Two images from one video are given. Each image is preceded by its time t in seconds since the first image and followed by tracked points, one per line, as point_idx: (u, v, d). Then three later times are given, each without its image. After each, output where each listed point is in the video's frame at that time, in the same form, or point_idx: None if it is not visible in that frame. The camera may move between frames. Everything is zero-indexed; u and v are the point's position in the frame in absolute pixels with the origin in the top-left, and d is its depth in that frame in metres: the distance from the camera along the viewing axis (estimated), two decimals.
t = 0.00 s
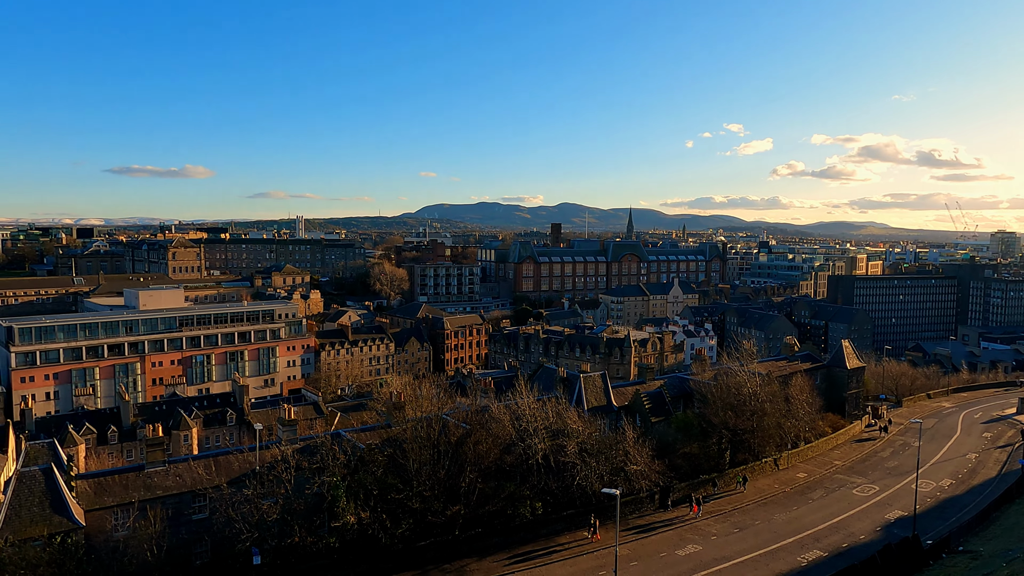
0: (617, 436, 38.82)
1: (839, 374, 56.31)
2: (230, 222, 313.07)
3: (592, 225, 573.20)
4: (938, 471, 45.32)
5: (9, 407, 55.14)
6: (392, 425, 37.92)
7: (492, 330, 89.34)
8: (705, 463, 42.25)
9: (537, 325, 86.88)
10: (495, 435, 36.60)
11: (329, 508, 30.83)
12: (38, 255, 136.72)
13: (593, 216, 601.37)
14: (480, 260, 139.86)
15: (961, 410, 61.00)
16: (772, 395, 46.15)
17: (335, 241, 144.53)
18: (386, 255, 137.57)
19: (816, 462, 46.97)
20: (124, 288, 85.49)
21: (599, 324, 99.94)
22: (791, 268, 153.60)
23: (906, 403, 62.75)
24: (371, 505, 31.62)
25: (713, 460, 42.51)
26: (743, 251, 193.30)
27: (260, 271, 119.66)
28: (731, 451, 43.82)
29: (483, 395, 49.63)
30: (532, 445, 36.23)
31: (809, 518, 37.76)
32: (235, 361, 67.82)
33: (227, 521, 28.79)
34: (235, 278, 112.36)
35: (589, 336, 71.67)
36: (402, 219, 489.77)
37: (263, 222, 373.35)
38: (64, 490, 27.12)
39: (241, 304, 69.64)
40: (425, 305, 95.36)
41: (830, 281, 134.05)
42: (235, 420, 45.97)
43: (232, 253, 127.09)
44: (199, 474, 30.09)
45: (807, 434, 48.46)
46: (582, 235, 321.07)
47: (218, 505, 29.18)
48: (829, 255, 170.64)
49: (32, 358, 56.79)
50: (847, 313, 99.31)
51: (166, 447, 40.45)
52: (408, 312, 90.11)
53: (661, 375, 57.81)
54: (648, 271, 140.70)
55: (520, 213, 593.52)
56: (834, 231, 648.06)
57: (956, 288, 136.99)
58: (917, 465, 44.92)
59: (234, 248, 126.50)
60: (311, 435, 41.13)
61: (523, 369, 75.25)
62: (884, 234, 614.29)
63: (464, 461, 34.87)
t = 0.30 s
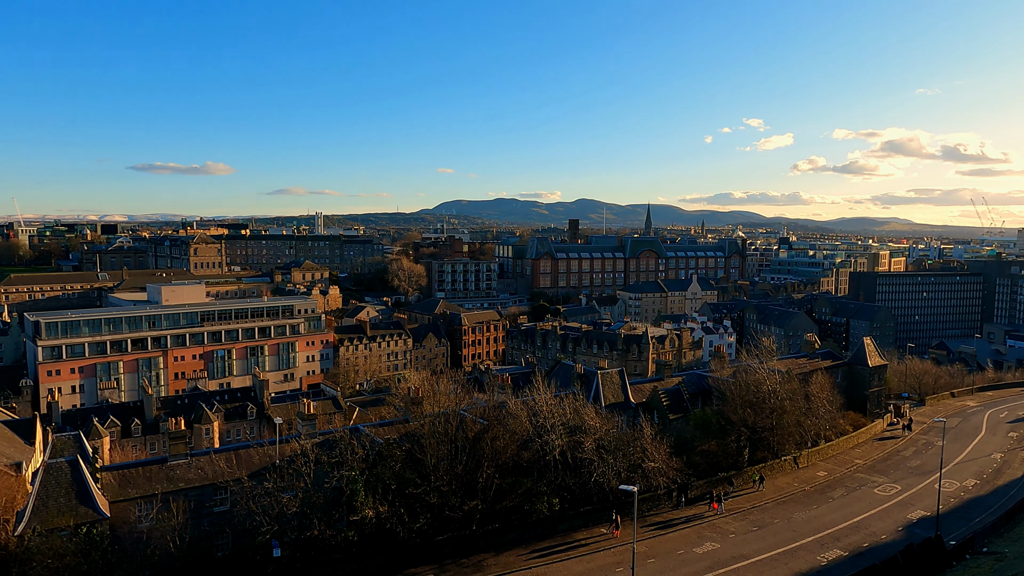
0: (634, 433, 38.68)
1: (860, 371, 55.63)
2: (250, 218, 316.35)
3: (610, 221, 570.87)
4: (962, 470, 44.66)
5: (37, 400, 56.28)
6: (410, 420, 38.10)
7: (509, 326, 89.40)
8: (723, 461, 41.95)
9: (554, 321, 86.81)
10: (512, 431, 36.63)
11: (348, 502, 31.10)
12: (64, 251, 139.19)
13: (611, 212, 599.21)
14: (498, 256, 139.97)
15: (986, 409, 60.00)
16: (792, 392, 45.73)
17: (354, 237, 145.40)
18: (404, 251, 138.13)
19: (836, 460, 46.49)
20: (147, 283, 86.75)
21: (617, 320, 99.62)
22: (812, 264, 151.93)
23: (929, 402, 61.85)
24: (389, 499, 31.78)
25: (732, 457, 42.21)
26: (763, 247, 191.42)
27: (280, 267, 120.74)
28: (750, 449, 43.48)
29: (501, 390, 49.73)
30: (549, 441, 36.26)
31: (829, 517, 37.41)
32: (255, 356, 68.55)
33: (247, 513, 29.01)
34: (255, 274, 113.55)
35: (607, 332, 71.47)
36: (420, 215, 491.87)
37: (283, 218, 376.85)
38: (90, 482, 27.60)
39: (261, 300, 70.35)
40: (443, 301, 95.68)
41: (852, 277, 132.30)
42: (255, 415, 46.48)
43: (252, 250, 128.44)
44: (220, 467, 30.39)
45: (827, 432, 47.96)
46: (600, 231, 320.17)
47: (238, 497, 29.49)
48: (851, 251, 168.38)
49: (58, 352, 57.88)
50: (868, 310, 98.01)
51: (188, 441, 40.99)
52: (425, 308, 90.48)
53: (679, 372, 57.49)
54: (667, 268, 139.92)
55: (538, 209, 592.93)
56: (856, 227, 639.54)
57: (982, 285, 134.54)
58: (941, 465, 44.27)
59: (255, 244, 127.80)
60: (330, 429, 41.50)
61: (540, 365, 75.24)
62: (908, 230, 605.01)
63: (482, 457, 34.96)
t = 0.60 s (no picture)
0: (652, 430, 38.50)
1: (882, 369, 54.92)
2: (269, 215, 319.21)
3: (628, 217, 568.06)
4: (986, 471, 43.93)
5: (62, 393, 57.32)
6: (428, 415, 38.25)
7: (526, 322, 89.38)
8: (741, 459, 41.65)
9: (571, 317, 86.62)
10: (530, 427, 36.67)
11: (365, 496, 31.31)
12: (89, 246, 141.59)
13: (628, 208, 596.41)
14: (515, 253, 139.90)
15: (1012, 409, 58.93)
16: (812, 390, 45.28)
17: (372, 233, 146.09)
18: (422, 247, 138.55)
19: (857, 459, 45.96)
20: (169, 279, 87.89)
21: (634, 316, 99.20)
22: (833, 261, 150.16)
23: (953, 401, 60.88)
24: (407, 494, 32.00)
25: (751, 455, 41.93)
26: (784, 243, 189.42)
27: (299, 263, 121.70)
28: (769, 447, 43.18)
29: (518, 386, 49.80)
30: (566, 437, 36.29)
31: (849, 516, 37.01)
32: (275, 351, 69.20)
33: (267, 506, 29.43)
34: (275, 270, 114.58)
35: (624, 329, 71.24)
36: (437, 212, 493.08)
37: (302, 214, 379.75)
38: (114, 474, 27.97)
39: (281, 295, 70.97)
40: (461, 297, 95.91)
41: (874, 274, 130.44)
42: (275, 409, 46.97)
43: (272, 246, 129.60)
44: (241, 460, 30.85)
45: (848, 431, 47.42)
46: (618, 227, 318.83)
47: (259, 491, 29.89)
48: (873, 248, 166.04)
49: (83, 347, 58.88)
50: (891, 307, 96.65)
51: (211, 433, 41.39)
52: (443, 304, 90.75)
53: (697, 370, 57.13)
54: (685, 264, 139.04)
55: (555, 205, 591.51)
56: (878, 223, 630.49)
57: (1008, 282, 132.00)
58: (965, 465, 43.58)
59: (275, 240, 128.93)
60: (348, 424, 41.77)
61: (557, 362, 75.20)
62: (932, 226, 595.30)
63: (499, 453, 34.99)
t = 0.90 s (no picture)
0: (669, 427, 38.36)
1: (904, 368, 54.22)
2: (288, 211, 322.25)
3: (645, 213, 565.39)
4: (1011, 471, 43.22)
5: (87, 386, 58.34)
6: (445, 411, 38.42)
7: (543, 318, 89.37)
8: (760, 458, 41.34)
9: (588, 314, 86.42)
10: (546, 423, 36.70)
11: (383, 491, 31.54)
12: (112, 242, 143.69)
13: (646, 205, 593.17)
14: (532, 249, 139.84)
15: None
16: (832, 388, 44.83)
17: (389, 230, 146.76)
18: (439, 244, 138.93)
19: (878, 459, 45.42)
20: (190, 275, 88.97)
21: (652, 313, 98.75)
22: (854, 258, 148.27)
23: (977, 401, 59.95)
24: (424, 489, 32.15)
25: (769, 454, 41.61)
26: (804, 240, 187.39)
27: (318, 259, 122.64)
28: (788, 445, 42.85)
29: (534, 382, 49.84)
30: (583, 434, 36.30)
31: (869, 516, 36.59)
32: (294, 346, 69.83)
33: (287, 500, 29.83)
34: (294, 266, 115.52)
35: (642, 326, 70.98)
36: (455, 209, 494.30)
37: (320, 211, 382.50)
38: (137, 466, 28.48)
39: (300, 291, 71.53)
40: (478, 293, 96.07)
41: (896, 271, 128.57)
42: (294, 404, 47.43)
43: (291, 242, 130.73)
44: (261, 454, 31.09)
45: (868, 430, 46.88)
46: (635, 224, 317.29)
47: (278, 484, 30.29)
48: (895, 244, 163.70)
49: (106, 341, 59.82)
50: (913, 305, 95.27)
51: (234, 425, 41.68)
52: (460, 300, 91.04)
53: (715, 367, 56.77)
54: (703, 261, 138.17)
55: (573, 202, 589.92)
56: (900, 220, 621.27)
57: None
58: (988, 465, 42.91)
59: (294, 237, 130.01)
60: (365, 419, 42.03)
61: (574, 358, 75.12)
62: (956, 222, 585.50)
63: (516, 449, 35.06)
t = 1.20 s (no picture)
0: (686, 425, 38.18)
1: (926, 367, 53.47)
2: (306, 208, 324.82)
3: (663, 210, 562.15)
4: None
5: (110, 380, 59.30)
6: (462, 407, 38.55)
7: (559, 315, 89.27)
8: (778, 456, 41.02)
9: (605, 311, 86.13)
10: (563, 420, 36.70)
11: (400, 486, 31.73)
12: (134, 238, 145.76)
13: (664, 201, 589.65)
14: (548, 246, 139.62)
15: None
16: (852, 387, 44.33)
17: (406, 226, 147.28)
18: (456, 240, 139.19)
19: (899, 458, 44.86)
20: (210, 271, 90.01)
21: (669, 310, 98.20)
22: (876, 255, 146.21)
23: (1001, 401, 58.90)
24: (440, 484, 32.28)
25: (788, 452, 41.25)
26: (824, 237, 185.12)
27: (335, 255, 123.46)
28: (807, 444, 42.48)
29: (551, 379, 49.84)
30: (600, 430, 36.21)
31: (890, 517, 36.16)
32: (312, 342, 70.37)
33: (305, 494, 30.11)
34: (312, 262, 116.38)
35: (659, 323, 70.58)
36: (471, 205, 494.78)
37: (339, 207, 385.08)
38: (159, 460, 28.95)
39: (317, 287, 72.02)
40: (494, 290, 96.12)
41: (919, 269, 126.64)
42: (312, 399, 47.81)
43: (309, 238, 131.74)
44: (279, 449, 31.41)
45: (889, 429, 46.30)
46: (652, 220, 315.66)
47: (297, 479, 30.60)
48: (918, 241, 161.16)
49: (129, 336, 60.72)
50: (936, 303, 93.78)
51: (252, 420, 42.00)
52: (476, 297, 91.17)
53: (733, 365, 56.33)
54: (721, 258, 137.15)
55: (590, 198, 587.97)
56: (923, 216, 611.89)
57: None
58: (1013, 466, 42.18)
59: (312, 233, 130.94)
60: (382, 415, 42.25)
61: (591, 355, 74.98)
62: (980, 219, 575.54)
63: (532, 446, 35.11)
